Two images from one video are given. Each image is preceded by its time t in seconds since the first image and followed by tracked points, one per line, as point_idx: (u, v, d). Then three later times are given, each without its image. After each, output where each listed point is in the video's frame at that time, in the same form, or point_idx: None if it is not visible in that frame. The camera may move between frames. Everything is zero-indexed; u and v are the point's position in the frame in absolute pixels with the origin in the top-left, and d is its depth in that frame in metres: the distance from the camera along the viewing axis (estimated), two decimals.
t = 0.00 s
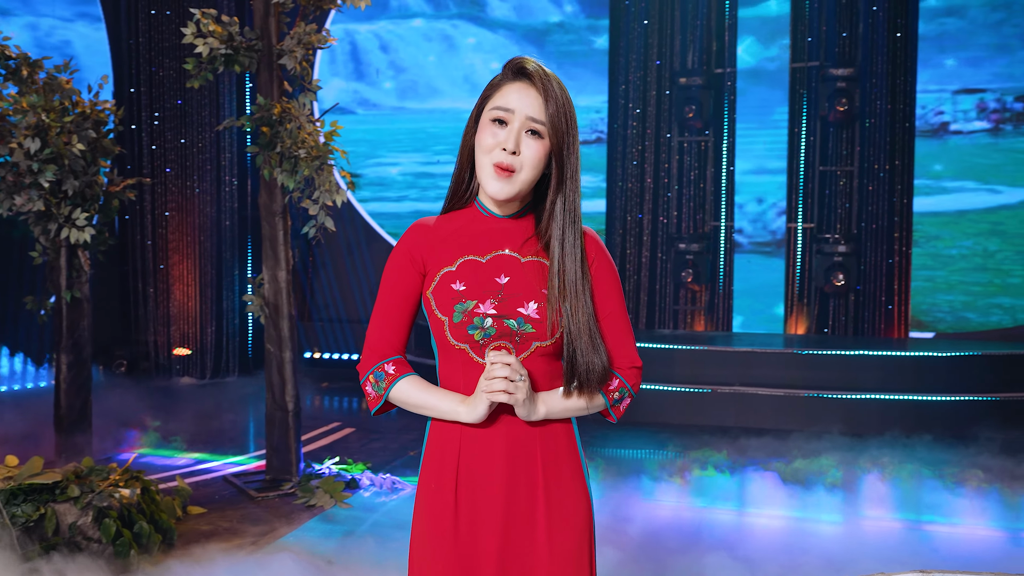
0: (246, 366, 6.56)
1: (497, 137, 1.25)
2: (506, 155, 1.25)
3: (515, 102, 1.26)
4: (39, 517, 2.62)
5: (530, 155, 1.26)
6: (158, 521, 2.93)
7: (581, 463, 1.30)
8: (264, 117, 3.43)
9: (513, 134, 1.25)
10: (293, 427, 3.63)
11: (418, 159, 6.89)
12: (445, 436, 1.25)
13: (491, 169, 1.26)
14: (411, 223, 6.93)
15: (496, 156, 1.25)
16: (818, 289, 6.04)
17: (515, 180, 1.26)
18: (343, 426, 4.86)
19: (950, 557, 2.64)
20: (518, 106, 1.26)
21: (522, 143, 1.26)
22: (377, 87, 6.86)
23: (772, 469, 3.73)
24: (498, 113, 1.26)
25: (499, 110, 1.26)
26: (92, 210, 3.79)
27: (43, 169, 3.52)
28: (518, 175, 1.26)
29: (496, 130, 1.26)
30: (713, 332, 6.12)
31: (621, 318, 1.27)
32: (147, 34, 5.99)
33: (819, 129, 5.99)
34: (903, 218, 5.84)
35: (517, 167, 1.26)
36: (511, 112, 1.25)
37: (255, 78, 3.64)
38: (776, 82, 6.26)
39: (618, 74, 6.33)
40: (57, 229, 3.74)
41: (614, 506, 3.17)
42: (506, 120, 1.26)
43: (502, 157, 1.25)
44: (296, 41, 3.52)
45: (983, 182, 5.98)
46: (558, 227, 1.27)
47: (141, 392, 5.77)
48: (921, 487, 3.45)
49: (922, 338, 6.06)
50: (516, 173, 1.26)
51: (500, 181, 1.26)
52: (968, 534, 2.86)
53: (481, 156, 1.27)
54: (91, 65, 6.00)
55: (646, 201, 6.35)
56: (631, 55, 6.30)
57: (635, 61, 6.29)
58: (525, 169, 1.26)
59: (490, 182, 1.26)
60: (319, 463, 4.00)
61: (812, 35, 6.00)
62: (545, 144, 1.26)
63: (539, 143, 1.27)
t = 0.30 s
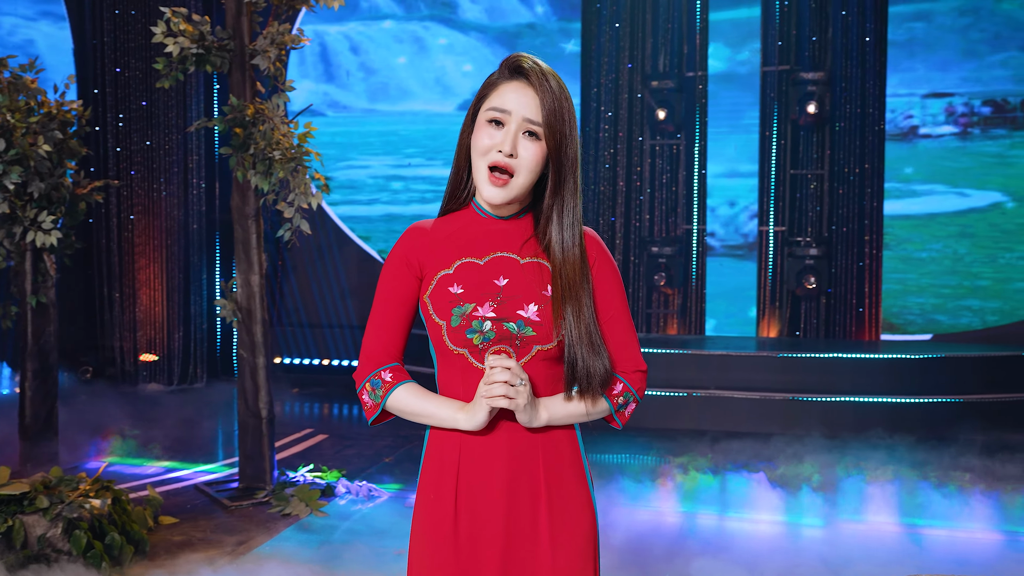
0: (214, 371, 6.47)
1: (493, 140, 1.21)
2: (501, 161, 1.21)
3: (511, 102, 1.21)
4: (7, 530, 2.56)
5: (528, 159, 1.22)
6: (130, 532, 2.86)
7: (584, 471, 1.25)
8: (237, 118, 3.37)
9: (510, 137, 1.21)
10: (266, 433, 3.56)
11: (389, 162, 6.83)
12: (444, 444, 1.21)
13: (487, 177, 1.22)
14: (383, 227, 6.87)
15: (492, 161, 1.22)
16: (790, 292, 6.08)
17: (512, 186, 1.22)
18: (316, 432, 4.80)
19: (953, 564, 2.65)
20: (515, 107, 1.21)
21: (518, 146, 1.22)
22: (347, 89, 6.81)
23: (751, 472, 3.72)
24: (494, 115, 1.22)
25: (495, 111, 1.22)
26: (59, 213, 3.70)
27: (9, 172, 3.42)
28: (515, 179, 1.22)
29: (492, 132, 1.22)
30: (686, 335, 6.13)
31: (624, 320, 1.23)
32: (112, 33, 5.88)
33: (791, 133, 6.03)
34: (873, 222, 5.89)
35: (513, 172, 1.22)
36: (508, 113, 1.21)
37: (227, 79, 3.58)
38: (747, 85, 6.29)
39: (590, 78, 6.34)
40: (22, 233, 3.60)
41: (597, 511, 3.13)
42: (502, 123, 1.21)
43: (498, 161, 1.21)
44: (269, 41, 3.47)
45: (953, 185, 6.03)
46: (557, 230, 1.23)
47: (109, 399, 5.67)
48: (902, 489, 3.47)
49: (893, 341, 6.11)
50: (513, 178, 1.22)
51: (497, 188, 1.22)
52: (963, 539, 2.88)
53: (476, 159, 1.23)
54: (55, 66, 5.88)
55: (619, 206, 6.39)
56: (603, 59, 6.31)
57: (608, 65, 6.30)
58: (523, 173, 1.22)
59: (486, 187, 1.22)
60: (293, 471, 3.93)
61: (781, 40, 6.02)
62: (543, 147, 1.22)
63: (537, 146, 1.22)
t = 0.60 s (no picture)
0: (183, 375, 6.37)
1: (493, 134, 1.16)
2: (501, 154, 1.16)
3: (512, 96, 1.17)
4: None
5: (529, 153, 1.17)
6: (101, 542, 2.78)
7: (590, 480, 1.21)
8: (209, 118, 3.29)
9: (510, 131, 1.16)
10: (238, 437, 3.48)
11: (360, 163, 6.76)
12: (445, 454, 1.16)
13: (486, 170, 1.17)
14: (355, 230, 6.77)
15: (492, 154, 1.16)
16: (762, 294, 6.12)
17: (512, 180, 1.17)
18: (288, 437, 4.73)
19: (951, 565, 2.65)
20: (516, 101, 1.17)
21: (520, 141, 1.17)
22: (317, 89, 6.75)
23: (730, 474, 3.70)
24: (495, 109, 1.17)
25: (495, 105, 1.17)
26: (25, 216, 3.61)
27: None
28: (516, 173, 1.17)
29: (492, 127, 1.17)
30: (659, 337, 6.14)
31: (629, 324, 1.19)
32: (76, 33, 5.78)
33: (762, 135, 6.04)
34: (844, 222, 5.90)
35: (514, 166, 1.16)
36: (509, 107, 1.16)
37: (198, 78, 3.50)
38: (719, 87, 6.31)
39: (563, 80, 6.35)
40: None
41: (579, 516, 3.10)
42: (503, 116, 1.17)
43: (497, 154, 1.16)
44: (242, 40, 3.40)
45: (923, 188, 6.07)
46: (560, 231, 1.20)
47: (74, 404, 5.56)
48: (885, 490, 3.47)
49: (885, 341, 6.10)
50: (514, 173, 1.17)
51: (497, 181, 1.16)
52: (955, 540, 2.88)
53: (475, 154, 1.18)
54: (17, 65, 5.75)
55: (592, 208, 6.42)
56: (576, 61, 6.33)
57: (581, 69, 6.32)
58: (524, 168, 1.17)
59: (486, 181, 1.17)
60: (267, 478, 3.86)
61: (753, 42, 6.03)
62: (545, 142, 1.17)
63: (538, 140, 1.17)
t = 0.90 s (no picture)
0: (150, 380, 6.24)
1: (491, 128, 1.13)
2: (497, 148, 1.12)
3: (513, 90, 1.13)
4: None
5: (528, 148, 1.12)
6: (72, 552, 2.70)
7: (599, 488, 1.18)
8: (180, 118, 3.22)
9: (509, 125, 1.12)
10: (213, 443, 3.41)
11: (331, 164, 6.70)
12: (451, 462, 1.12)
13: (484, 164, 1.13)
14: (326, 232, 6.69)
15: (490, 148, 1.13)
16: (734, 296, 6.12)
17: (510, 175, 1.13)
18: (259, 442, 4.65)
19: (937, 567, 2.65)
20: (517, 95, 1.13)
21: (519, 135, 1.12)
22: (288, 89, 6.67)
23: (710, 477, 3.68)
24: (495, 103, 1.14)
25: (497, 99, 1.14)
26: None
27: None
28: (514, 169, 1.13)
29: (491, 121, 1.14)
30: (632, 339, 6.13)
31: (639, 329, 1.16)
32: (40, 30, 5.66)
33: (734, 137, 6.04)
34: (819, 228, 5.94)
35: (512, 161, 1.12)
36: (509, 101, 1.13)
37: (169, 77, 3.42)
38: (692, 88, 6.32)
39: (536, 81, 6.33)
40: None
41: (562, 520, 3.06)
42: (502, 110, 1.13)
43: (495, 148, 1.12)
44: (214, 38, 3.33)
45: (894, 190, 6.12)
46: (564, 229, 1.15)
47: (38, 410, 5.43)
48: (868, 492, 3.47)
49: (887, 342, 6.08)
50: (512, 167, 1.13)
51: (494, 177, 1.13)
52: (938, 541, 2.89)
53: (474, 149, 1.15)
54: None
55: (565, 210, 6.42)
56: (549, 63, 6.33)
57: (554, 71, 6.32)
58: (523, 164, 1.13)
59: (483, 177, 1.13)
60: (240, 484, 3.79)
61: (726, 44, 6.02)
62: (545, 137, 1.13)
63: (538, 135, 1.13)
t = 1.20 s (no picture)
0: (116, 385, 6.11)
1: (506, 125, 1.09)
2: (514, 146, 1.08)
3: (526, 85, 1.10)
4: None
5: (544, 145, 1.09)
6: (43, 562, 2.62)
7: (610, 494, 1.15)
8: (151, 116, 3.15)
9: (525, 121, 1.08)
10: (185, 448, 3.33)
11: (302, 165, 6.63)
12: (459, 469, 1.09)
13: (498, 163, 1.09)
14: (296, 233, 6.64)
15: (505, 145, 1.09)
16: (707, 297, 6.12)
17: (525, 174, 1.09)
18: (229, 447, 4.58)
19: (920, 568, 2.65)
20: (531, 89, 1.09)
21: (535, 132, 1.09)
22: (257, 89, 6.59)
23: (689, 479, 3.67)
24: (508, 98, 1.10)
25: (508, 95, 1.10)
26: None
27: None
28: (529, 168, 1.09)
29: (505, 117, 1.09)
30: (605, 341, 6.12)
31: (651, 325, 1.13)
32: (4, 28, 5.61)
33: (707, 138, 5.98)
34: (788, 228, 5.98)
35: (527, 159, 1.09)
36: (522, 96, 1.09)
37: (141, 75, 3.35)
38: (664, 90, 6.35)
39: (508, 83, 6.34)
40: None
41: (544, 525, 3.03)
42: (516, 107, 1.09)
43: (511, 145, 1.08)
44: (186, 34, 3.25)
45: (865, 191, 6.17)
46: (578, 229, 1.11)
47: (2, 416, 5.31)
48: (849, 493, 3.48)
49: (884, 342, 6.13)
50: (527, 166, 1.09)
51: (508, 176, 1.09)
52: (918, 541, 2.90)
53: (485, 147, 1.10)
54: None
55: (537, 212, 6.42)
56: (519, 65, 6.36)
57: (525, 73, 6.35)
58: (538, 163, 1.09)
59: (497, 178, 1.09)
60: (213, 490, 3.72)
61: (697, 46, 5.95)
62: (560, 134, 1.10)
63: (552, 132, 1.09)
